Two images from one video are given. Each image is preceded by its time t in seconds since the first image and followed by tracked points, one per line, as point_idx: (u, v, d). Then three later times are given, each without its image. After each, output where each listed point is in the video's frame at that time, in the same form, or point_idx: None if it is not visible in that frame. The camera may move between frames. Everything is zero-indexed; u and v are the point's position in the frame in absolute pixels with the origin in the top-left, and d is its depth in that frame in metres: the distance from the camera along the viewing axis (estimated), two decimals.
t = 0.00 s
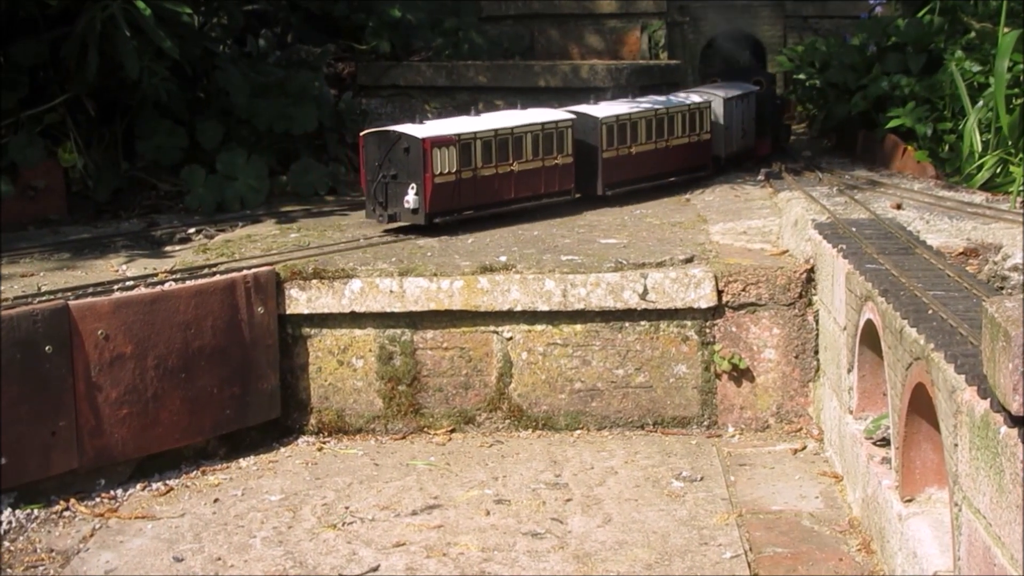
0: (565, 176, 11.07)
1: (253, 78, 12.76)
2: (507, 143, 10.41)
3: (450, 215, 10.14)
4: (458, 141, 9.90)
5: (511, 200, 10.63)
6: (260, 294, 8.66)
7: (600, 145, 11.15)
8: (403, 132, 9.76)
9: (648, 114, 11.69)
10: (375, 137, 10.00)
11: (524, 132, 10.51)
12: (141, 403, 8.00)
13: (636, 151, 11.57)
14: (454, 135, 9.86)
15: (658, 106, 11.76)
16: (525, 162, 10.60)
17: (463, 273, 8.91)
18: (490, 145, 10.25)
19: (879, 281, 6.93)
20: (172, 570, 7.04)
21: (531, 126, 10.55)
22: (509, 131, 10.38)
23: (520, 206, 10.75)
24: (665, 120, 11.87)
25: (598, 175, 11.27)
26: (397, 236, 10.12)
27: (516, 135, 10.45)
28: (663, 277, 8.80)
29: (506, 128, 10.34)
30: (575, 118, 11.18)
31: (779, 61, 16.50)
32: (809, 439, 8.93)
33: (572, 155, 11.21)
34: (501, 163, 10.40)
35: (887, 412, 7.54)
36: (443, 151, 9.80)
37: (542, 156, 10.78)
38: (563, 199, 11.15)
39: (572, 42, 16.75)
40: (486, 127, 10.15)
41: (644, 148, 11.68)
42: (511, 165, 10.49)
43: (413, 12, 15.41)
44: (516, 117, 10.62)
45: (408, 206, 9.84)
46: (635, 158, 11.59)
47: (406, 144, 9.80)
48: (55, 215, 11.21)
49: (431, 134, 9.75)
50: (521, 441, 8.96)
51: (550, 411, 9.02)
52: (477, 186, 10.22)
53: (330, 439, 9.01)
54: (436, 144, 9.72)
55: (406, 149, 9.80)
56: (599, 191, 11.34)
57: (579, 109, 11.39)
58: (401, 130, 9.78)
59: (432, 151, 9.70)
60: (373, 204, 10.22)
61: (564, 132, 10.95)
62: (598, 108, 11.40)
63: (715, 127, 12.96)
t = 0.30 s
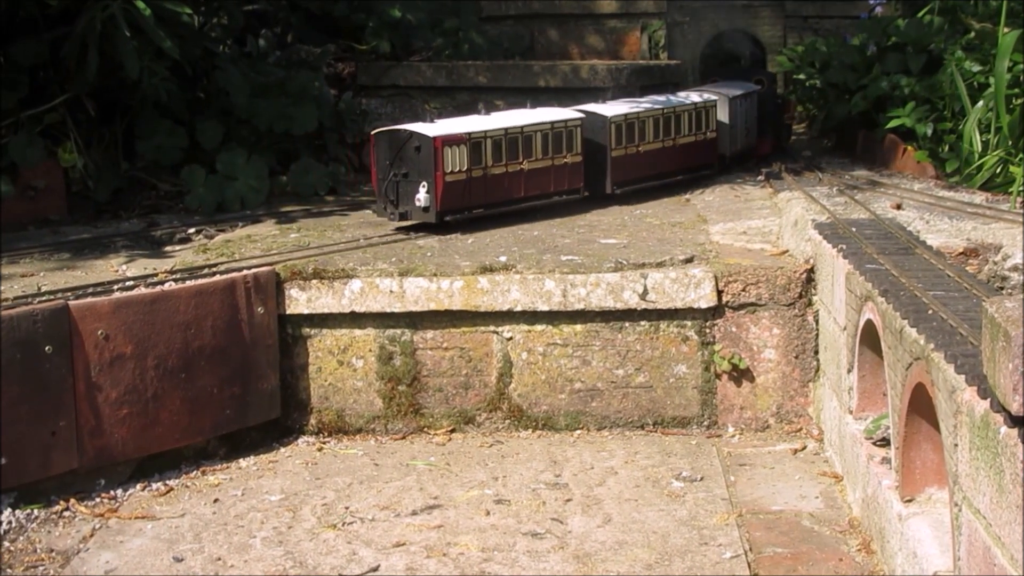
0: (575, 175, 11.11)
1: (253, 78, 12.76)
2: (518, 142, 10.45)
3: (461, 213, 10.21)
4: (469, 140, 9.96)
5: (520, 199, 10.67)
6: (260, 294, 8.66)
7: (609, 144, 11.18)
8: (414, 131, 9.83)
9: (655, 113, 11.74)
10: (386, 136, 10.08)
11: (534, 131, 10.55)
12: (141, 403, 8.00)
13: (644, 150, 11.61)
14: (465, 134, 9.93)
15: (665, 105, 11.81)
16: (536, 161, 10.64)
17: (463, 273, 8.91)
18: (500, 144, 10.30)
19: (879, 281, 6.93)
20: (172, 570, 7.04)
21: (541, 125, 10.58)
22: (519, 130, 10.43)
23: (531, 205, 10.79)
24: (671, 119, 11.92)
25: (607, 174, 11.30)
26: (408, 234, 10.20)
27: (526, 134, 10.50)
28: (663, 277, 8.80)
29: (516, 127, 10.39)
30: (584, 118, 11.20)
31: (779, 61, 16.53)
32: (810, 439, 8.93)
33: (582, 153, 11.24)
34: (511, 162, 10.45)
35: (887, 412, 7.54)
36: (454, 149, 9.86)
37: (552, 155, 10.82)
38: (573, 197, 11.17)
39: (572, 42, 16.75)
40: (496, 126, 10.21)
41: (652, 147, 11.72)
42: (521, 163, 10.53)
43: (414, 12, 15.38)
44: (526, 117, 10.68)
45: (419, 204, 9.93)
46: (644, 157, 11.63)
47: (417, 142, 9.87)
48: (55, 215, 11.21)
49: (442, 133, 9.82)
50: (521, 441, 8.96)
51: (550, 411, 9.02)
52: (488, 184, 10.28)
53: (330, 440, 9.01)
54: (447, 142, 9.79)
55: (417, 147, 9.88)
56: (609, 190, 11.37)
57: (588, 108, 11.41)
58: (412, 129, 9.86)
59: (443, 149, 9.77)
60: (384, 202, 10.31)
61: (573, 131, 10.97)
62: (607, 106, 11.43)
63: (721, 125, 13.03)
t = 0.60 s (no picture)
0: (583, 174, 11.19)
1: (253, 78, 12.76)
2: (527, 141, 10.53)
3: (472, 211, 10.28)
4: (479, 139, 10.04)
5: (530, 197, 10.76)
6: (260, 294, 8.66)
7: (618, 144, 11.25)
8: (425, 130, 9.87)
9: (662, 113, 11.82)
10: (397, 134, 10.12)
11: (543, 130, 10.63)
12: (141, 403, 8.00)
13: (652, 148, 11.68)
14: (476, 133, 10.00)
15: (672, 104, 11.90)
16: (545, 159, 10.74)
17: (463, 273, 8.91)
18: (509, 143, 10.37)
19: (879, 281, 6.93)
20: (172, 570, 7.04)
21: (550, 124, 10.67)
22: (529, 129, 10.51)
23: (540, 203, 10.88)
24: (678, 118, 12.00)
25: (616, 173, 11.36)
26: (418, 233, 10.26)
27: (535, 133, 10.59)
28: (663, 277, 8.80)
29: (525, 126, 10.46)
30: (593, 116, 11.25)
31: (779, 61, 16.55)
32: (810, 439, 8.93)
33: (591, 152, 11.30)
34: (521, 161, 10.53)
35: (887, 412, 7.54)
36: (464, 149, 9.94)
37: (561, 154, 10.91)
38: (581, 195, 11.26)
39: (572, 42, 16.75)
40: (506, 125, 10.29)
41: (659, 146, 11.79)
42: (531, 162, 10.63)
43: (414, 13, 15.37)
44: (535, 116, 10.75)
45: (430, 202, 9.99)
46: (652, 155, 11.70)
47: (427, 141, 9.92)
48: (55, 215, 11.22)
49: (453, 131, 9.88)
50: (521, 441, 8.96)
51: (550, 411, 9.02)
52: (498, 183, 10.36)
53: (330, 440, 9.01)
54: (458, 141, 9.86)
55: (428, 146, 9.93)
56: (617, 189, 11.43)
57: (597, 107, 11.45)
58: (423, 128, 9.91)
59: (454, 148, 9.84)
60: (394, 200, 10.36)
61: (582, 130, 11.06)
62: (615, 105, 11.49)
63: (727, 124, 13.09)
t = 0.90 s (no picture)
0: (593, 172, 11.26)
1: (253, 78, 12.76)
2: (537, 139, 10.61)
3: (483, 210, 10.34)
4: (490, 138, 10.12)
5: (539, 196, 10.81)
6: (260, 294, 8.66)
7: (626, 143, 11.34)
8: (436, 129, 9.97)
9: (670, 111, 11.91)
10: (408, 133, 10.21)
11: (553, 129, 10.70)
12: (141, 403, 8.00)
13: (660, 147, 11.76)
14: (486, 132, 10.08)
15: (679, 103, 12.00)
16: (555, 158, 10.81)
17: (463, 273, 8.91)
18: (519, 142, 10.45)
19: (880, 281, 6.93)
20: (172, 570, 7.04)
21: (560, 123, 10.74)
22: (538, 128, 10.59)
23: (550, 202, 10.95)
24: (685, 117, 12.12)
25: (624, 172, 11.45)
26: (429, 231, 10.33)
27: (546, 132, 10.65)
28: (663, 277, 8.80)
29: (536, 125, 10.54)
30: (602, 115, 11.36)
31: (779, 61, 16.57)
32: (810, 439, 8.93)
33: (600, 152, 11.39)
34: (531, 159, 10.61)
35: (887, 412, 7.54)
36: (475, 147, 10.01)
37: (571, 153, 10.98)
38: (591, 194, 11.34)
39: (572, 42, 16.75)
40: (516, 124, 10.37)
41: (668, 144, 11.88)
42: (541, 160, 10.70)
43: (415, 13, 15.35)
44: (545, 115, 10.83)
45: (441, 200, 10.09)
46: (660, 153, 11.79)
47: (438, 140, 10.02)
48: (55, 215, 11.23)
49: (463, 130, 9.97)
50: (521, 442, 8.96)
51: (550, 411, 9.02)
52: (509, 181, 10.44)
53: (330, 440, 9.02)
54: (469, 140, 9.94)
55: (439, 145, 10.02)
56: (626, 187, 11.51)
57: (605, 106, 11.56)
58: (434, 127, 10.00)
59: (464, 147, 9.92)
60: (405, 199, 10.43)
61: (592, 129, 11.12)
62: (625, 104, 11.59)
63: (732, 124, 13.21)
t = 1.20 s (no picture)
0: (601, 171, 11.26)
1: (253, 78, 12.76)
2: (546, 138, 10.63)
3: (493, 208, 10.38)
4: (500, 137, 10.14)
5: (548, 194, 10.83)
6: (260, 294, 8.66)
7: (636, 142, 11.35)
8: (446, 127, 9.99)
9: (677, 110, 11.96)
10: (419, 132, 10.25)
11: (561, 128, 10.73)
12: (141, 403, 8.00)
13: (668, 145, 11.78)
14: (496, 130, 10.10)
15: (686, 102, 12.06)
16: (564, 156, 10.83)
17: (463, 273, 8.91)
18: (529, 140, 10.47)
19: (880, 282, 6.92)
20: (172, 570, 7.04)
21: (569, 121, 10.77)
22: (548, 127, 10.61)
23: (558, 200, 10.96)
24: (690, 116, 12.18)
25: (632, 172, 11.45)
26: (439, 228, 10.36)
27: (554, 131, 10.68)
28: (663, 277, 8.80)
29: (545, 124, 10.57)
30: (610, 115, 11.34)
31: (779, 61, 16.57)
32: (810, 440, 8.93)
33: (608, 151, 11.37)
34: (540, 158, 10.63)
35: (887, 412, 7.54)
36: (485, 146, 10.03)
37: (579, 152, 10.99)
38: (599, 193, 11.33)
39: (572, 42, 16.75)
40: (526, 123, 10.39)
41: (675, 143, 11.91)
42: (550, 159, 10.72)
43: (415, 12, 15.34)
44: (553, 114, 10.84)
45: (451, 198, 10.10)
46: (668, 152, 11.80)
47: (448, 138, 10.03)
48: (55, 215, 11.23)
49: (473, 129, 9.98)
50: (521, 442, 8.96)
51: (551, 411, 9.02)
52: (518, 180, 10.45)
53: (330, 440, 9.02)
54: (478, 139, 9.96)
55: (449, 143, 10.03)
56: (634, 186, 11.52)
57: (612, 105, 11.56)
58: (444, 125, 10.01)
59: (474, 146, 9.94)
60: (415, 196, 10.45)
61: (600, 128, 11.14)
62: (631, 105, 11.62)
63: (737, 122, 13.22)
